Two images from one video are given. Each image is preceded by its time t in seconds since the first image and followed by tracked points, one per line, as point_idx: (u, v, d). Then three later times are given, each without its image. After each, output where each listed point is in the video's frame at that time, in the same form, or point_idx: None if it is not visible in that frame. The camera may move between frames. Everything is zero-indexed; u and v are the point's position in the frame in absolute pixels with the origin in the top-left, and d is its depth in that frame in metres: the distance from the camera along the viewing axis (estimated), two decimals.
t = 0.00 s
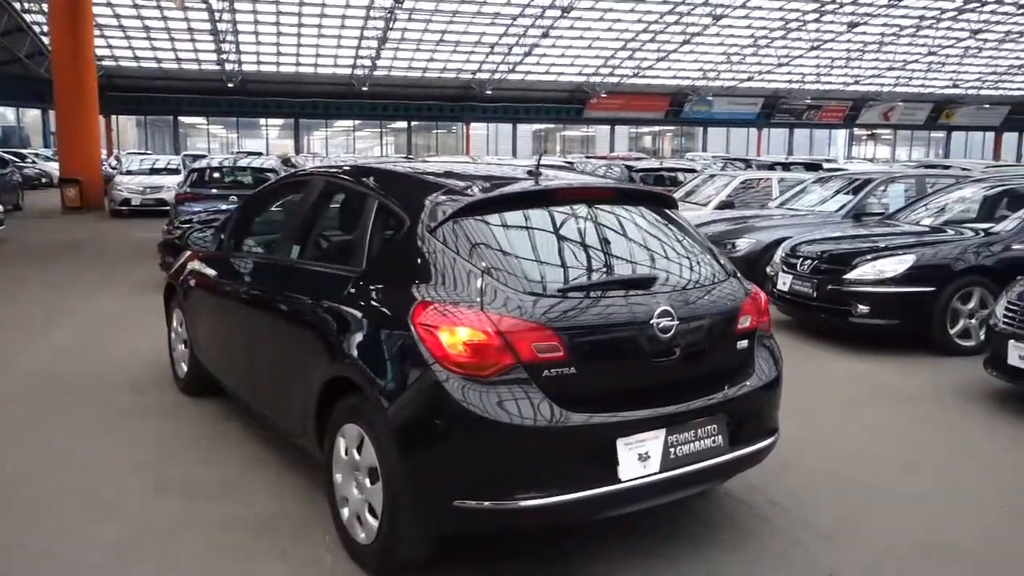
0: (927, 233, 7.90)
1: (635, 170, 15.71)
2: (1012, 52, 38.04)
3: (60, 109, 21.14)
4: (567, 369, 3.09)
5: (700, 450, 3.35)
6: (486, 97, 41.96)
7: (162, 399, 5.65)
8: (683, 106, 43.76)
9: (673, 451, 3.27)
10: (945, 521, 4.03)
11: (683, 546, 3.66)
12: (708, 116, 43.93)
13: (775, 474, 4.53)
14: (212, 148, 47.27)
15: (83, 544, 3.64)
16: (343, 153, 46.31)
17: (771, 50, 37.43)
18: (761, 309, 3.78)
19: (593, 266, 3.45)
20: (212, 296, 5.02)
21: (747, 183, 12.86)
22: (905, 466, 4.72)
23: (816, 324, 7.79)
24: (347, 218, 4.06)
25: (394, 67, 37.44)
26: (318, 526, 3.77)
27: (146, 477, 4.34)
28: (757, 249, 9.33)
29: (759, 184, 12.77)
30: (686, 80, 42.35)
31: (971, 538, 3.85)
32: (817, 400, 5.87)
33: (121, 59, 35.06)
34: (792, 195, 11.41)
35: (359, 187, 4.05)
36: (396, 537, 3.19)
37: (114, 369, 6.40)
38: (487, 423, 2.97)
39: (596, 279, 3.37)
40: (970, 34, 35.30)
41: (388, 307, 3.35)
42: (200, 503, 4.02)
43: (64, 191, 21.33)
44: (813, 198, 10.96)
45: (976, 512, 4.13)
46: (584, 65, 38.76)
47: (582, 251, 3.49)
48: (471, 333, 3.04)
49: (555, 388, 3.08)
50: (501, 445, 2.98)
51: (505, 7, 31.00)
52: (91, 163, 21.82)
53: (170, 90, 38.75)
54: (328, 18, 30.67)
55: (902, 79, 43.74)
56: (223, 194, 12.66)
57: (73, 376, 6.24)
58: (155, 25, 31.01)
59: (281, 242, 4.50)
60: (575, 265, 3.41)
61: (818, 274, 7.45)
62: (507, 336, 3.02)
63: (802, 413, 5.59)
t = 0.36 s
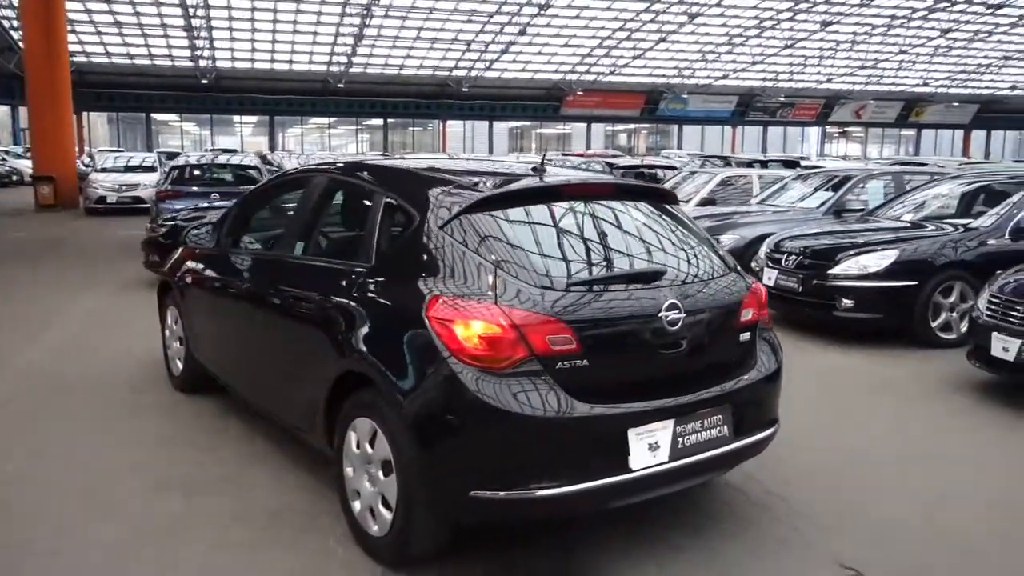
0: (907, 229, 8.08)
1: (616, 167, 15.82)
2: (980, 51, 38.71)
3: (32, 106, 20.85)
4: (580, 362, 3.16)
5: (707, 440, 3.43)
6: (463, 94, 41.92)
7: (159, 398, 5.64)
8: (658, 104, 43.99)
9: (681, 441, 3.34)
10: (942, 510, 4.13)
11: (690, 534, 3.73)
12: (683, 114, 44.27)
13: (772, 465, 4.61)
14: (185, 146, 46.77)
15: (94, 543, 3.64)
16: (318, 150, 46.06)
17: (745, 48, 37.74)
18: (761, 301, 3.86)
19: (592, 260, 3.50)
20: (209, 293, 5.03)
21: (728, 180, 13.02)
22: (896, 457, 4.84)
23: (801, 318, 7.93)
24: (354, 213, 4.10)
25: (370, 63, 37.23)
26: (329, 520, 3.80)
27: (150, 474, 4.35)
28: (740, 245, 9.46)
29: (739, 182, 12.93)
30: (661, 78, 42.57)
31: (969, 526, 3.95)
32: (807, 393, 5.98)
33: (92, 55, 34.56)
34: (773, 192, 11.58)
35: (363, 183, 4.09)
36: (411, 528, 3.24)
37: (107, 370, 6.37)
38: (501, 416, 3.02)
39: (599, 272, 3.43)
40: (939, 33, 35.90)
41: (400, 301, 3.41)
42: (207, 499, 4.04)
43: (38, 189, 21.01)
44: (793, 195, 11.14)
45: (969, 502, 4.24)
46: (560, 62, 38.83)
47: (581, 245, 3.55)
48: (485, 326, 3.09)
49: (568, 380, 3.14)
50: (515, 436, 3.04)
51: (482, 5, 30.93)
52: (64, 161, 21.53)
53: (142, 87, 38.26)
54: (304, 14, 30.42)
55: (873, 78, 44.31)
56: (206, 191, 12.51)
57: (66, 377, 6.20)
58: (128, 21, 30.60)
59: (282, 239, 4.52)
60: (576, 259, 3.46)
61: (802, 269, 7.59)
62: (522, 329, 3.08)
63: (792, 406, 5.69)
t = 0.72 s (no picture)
0: (884, 224, 8.24)
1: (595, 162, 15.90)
2: (947, 48, 39.32)
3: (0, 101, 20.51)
4: (586, 357, 3.21)
5: (708, 433, 3.49)
6: (437, 89, 41.82)
7: (149, 396, 5.62)
8: (631, 99, 44.25)
9: (684, 434, 3.40)
10: (928, 497, 4.24)
11: (687, 523, 3.79)
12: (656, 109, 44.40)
13: (764, 457, 4.70)
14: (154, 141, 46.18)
15: (95, 544, 3.62)
16: (290, 146, 45.73)
17: (717, 43, 38.03)
18: (757, 296, 3.93)
19: (589, 254, 3.53)
20: (203, 290, 5.02)
21: (706, 175, 13.16)
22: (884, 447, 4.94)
23: (782, 312, 8.05)
24: (353, 211, 4.12)
25: (343, 58, 36.94)
26: (331, 517, 3.81)
27: (148, 473, 4.34)
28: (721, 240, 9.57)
29: (716, 177, 13.08)
30: (634, 73, 42.75)
31: (957, 513, 4.05)
32: (793, 386, 6.08)
33: (58, 49, 33.95)
34: (751, 187, 11.74)
35: (362, 181, 4.10)
36: (420, 524, 3.27)
37: (94, 370, 6.32)
38: (513, 410, 3.06)
39: (597, 267, 3.47)
40: (907, 30, 36.43)
41: (405, 298, 3.43)
42: (208, 498, 4.05)
43: (7, 186, 20.60)
44: (771, 190, 11.29)
45: (954, 489, 4.35)
46: (534, 58, 38.83)
47: (578, 240, 3.57)
48: (495, 323, 3.12)
49: (577, 376, 3.19)
50: (525, 431, 3.08)
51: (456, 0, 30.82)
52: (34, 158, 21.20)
53: (111, 82, 37.69)
54: (276, 8, 30.09)
55: (843, 74, 44.82)
56: (185, 188, 12.38)
57: (51, 377, 6.13)
58: (96, 14, 30.08)
59: (280, 236, 4.52)
60: (575, 255, 3.48)
61: (784, 264, 7.71)
62: (532, 326, 3.12)
63: (780, 399, 5.79)
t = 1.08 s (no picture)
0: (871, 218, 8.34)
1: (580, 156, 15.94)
2: (924, 43, 39.68)
3: None
4: (599, 350, 3.23)
5: (717, 425, 3.54)
6: (417, 81, 41.59)
7: (146, 390, 5.58)
8: (611, 92, 44.38)
9: (694, 426, 3.44)
10: (925, 488, 4.31)
11: (694, 516, 3.83)
12: (636, 103, 44.76)
13: (764, 448, 4.75)
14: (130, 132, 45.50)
15: (99, 537, 3.59)
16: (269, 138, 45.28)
17: (698, 37, 38.12)
18: (762, 291, 3.97)
19: (591, 247, 3.54)
20: (202, 284, 4.99)
21: (691, 169, 13.26)
22: (879, 437, 5.02)
23: (772, 305, 8.12)
24: (358, 204, 4.11)
25: (323, 50, 36.56)
26: (339, 512, 3.81)
27: (151, 466, 4.32)
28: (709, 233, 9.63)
29: (702, 171, 13.18)
30: (614, 67, 42.76)
31: (955, 502, 4.13)
32: (786, 378, 6.16)
33: (32, 38, 33.25)
34: (737, 181, 11.84)
35: (368, 174, 4.10)
36: (434, 516, 3.29)
37: (86, 363, 6.26)
38: (528, 402, 3.07)
39: (604, 261, 3.49)
40: (884, 25, 36.73)
41: (414, 293, 3.44)
42: (214, 491, 4.04)
43: None
44: (757, 184, 11.38)
45: (952, 479, 4.43)
46: (515, 50, 38.69)
47: (586, 233, 3.60)
48: (508, 317, 3.13)
49: (590, 368, 3.21)
50: (540, 424, 3.09)
51: None
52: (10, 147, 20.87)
53: (85, 71, 37.00)
54: None
55: (821, 68, 45.12)
56: (169, 180, 12.19)
57: (40, 372, 6.05)
58: (70, 3, 29.48)
59: (282, 230, 4.51)
60: (584, 249, 3.50)
61: (775, 257, 7.78)
62: (547, 319, 3.13)
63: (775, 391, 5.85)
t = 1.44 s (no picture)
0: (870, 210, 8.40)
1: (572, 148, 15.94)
2: (911, 37, 39.86)
3: None
4: (629, 342, 3.24)
5: (742, 415, 3.56)
6: (404, 73, 41.32)
7: (154, 384, 5.55)
8: (599, 84, 44.32)
9: (721, 417, 3.46)
10: (938, 476, 4.36)
11: (716, 506, 3.86)
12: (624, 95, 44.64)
13: (779, 439, 4.79)
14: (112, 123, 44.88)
15: (122, 534, 3.57)
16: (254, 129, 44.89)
17: (686, 30, 38.05)
18: (781, 282, 4.00)
19: (615, 239, 3.54)
20: (214, 277, 4.97)
21: (686, 162, 13.29)
22: (889, 427, 5.08)
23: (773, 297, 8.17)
24: (378, 197, 4.10)
25: (310, 41, 36.14)
26: (362, 505, 3.81)
27: (168, 460, 4.31)
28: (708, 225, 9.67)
29: (696, 164, 13.22)
30: (603, 60, 42.65)
31: (969, 491, 4.18)
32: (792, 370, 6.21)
33: (14, 27, 32.58)
34: (733, 173, 11.89)
35: (388, 166, 4.08)
36: (464, 507, 3.29)
37: (90, 356, 6.22)
38: (560, 394, 3.08)
39: (629, 253, 3.49)
40: (872, 18, 36.84)
41: (439, 285, 3.44)
42: (235, 485, 4.03)
43: None
44: (754, 176, 11.44)
45: (964, 468, 4.49)
46: (503, 42, 38.46)
47: (610, 225, 3.60)
48: (539, 309, 3.14)
49: (620, 359, 3.23)
50: (571, 415, 3.10)
51: None
52: None
53: (67, 61, 36.37)
54: None
55: (808, 61, 45.21)
56: (163, 171, 12.09)
57: (44, 365, 5.99)
58: None
59: (298, 221, 4.50)
60: (608, 241, 3.51)
61: (776, 250, 7.82)
62: (578, 311, 3.14)
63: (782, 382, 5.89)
